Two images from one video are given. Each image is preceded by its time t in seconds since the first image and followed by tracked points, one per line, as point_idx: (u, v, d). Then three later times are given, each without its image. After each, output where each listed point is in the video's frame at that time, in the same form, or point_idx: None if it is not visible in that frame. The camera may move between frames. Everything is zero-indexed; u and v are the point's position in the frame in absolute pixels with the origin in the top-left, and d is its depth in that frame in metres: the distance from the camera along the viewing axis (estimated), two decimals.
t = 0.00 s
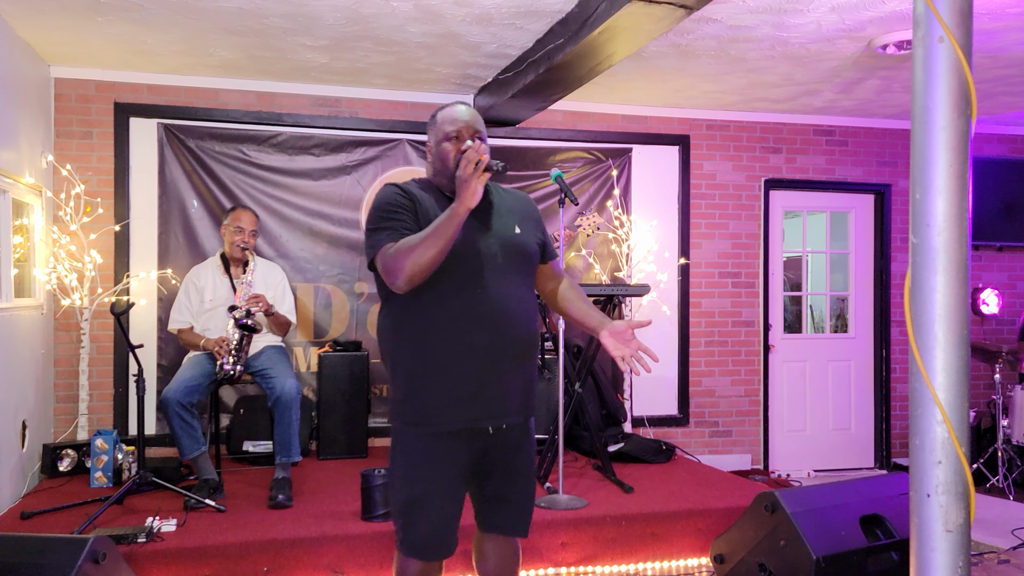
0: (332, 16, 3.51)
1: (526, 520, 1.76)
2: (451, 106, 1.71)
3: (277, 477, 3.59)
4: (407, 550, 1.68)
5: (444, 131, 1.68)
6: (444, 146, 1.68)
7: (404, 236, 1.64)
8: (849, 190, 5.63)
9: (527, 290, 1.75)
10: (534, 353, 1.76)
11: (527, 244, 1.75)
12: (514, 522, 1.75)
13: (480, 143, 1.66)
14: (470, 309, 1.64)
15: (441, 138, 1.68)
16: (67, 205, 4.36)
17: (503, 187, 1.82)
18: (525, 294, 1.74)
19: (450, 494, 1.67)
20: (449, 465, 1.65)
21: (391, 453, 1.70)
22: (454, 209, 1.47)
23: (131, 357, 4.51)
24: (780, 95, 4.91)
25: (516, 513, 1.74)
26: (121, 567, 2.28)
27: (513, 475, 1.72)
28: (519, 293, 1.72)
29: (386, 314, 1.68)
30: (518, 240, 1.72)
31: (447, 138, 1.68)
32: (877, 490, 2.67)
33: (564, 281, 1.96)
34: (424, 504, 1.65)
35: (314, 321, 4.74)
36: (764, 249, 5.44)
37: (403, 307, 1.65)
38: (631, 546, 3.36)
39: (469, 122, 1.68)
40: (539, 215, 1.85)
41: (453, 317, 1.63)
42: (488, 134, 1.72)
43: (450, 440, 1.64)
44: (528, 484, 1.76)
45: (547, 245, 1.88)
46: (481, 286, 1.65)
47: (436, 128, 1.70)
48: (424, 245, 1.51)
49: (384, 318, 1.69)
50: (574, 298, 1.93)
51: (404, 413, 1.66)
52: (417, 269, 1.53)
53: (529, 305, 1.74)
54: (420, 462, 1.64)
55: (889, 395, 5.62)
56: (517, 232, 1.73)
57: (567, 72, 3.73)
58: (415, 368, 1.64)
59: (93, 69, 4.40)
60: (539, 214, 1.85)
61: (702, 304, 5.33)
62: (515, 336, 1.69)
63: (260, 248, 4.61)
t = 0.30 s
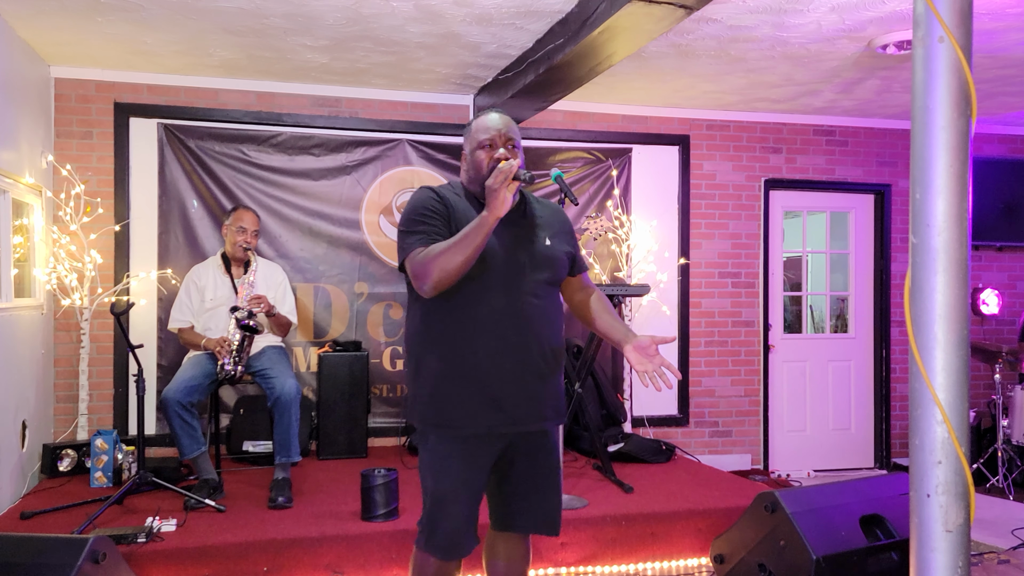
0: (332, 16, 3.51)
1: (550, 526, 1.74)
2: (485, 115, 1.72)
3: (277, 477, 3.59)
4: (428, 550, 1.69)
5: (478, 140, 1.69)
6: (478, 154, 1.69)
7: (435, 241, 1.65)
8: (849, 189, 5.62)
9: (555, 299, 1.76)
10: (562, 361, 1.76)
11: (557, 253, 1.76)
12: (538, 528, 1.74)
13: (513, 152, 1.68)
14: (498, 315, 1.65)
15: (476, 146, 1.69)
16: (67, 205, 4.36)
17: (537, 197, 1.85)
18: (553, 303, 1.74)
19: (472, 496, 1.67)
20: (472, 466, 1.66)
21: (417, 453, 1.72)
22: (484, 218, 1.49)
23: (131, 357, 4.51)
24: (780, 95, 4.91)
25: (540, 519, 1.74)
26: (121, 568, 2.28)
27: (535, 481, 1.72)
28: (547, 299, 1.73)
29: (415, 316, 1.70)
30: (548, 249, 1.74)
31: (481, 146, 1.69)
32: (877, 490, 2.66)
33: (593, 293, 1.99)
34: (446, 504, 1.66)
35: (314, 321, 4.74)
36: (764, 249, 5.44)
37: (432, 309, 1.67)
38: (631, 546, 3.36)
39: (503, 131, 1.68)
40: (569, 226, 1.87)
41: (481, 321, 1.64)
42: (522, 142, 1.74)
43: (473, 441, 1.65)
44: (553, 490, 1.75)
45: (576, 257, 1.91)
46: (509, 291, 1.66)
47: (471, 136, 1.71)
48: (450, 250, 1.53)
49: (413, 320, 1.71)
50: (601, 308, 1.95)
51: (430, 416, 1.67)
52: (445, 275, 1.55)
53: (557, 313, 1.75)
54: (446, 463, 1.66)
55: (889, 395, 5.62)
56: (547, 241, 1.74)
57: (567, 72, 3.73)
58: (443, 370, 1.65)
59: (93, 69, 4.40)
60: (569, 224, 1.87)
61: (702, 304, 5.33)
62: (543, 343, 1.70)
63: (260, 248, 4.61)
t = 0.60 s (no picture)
0: (332, 16, 3.51)
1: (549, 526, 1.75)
2: (500, 114, 1.70)
3: (277, 477, 3.59)
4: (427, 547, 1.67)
5: (492, 139, 1.67)
6: (493, 153, 1.67)
7: (444, 235, 1.65)
8: (849, 189, 5.62)
9: (563, 301, 1.76)
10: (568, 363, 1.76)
11: (568, 257, 1.77)
12: (536, 527, 1.75)
13: (528, 153, 1.66)
14: (506, 315, 1.65)
15: (490, 146, 1.68)
16: (67, 205, 4.36)
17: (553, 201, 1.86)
18: (561, 304, 1.75)
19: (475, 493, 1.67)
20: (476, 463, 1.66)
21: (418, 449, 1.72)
22: (495, 214, 1.48)
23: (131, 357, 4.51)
24: (780, 95, 4.91)
25: (539, 518, 1.74)
26: (121, 568, 2.28)
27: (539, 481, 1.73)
28: (557, 302, 1.73)
29: (422, 312, 1.70)
30: (559, 253, 1.75)
31: (495, 145, 1.67)
32: (877, 490, 2.66)
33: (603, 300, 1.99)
34: (448, 500, 1.66)
35: (314, 321, 4.74)
36: (764, 250, 5.44)
37: (440, 306, 1.67)
38: (631, 546, 3.36)
39: (518, 130, 1.66)
40: (583, 230, 1.88)
41: (490, 320, 1.64)
42: (538, 142, 1.72)
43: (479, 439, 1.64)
44: (554, 491, 1.76)
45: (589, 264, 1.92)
46: (519, 291, 1.66)
47: (486, 135, 1.69)
48: (459, 247, 1.52)
49: (420, 316, 1.71)
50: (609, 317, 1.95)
51: (434, 411, 1.67)
52: (452, 270, 1.54)
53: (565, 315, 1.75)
54: (449, 459, 1.66)
55: (889, 396, 5.62)
56: (560, 246, 1.76)
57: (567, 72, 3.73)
58: (449, 367, 1.65)
59: (93, 69, 4.40)
60: (584, 228, 1.88)
61: (702, 304, 5.33)
62: (551, 344, 1.70)
63: (260, 249, 4.61)
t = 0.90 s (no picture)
0: (332, 16, 3.51)
1: (537, 525, 1.73)
2: (488, 112, 1.69)
3: (277, 477, 3.59)
4: (411, 544, 1.68)
5: (479, 137, 1.66)
6: (479, 151, 1.66)
7: (427, 234, 1.65)
8: (849, 189, 5.62)
9: (555, 299, 1.73)
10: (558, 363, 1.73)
11: (559, 253, 1.72)
12: (523, 527, 1.73)
13: (514, 151, 1.65)
14: (490, 312, 1.63)
15: (476, 144, 1.67)
16: (67, 205, 4.36)
17: (545, 194, 1.82)
18: (552, 302, 1.71)
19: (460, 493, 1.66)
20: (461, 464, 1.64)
21: (405, 445, 1.73)
22: (475, 213, 1.46)
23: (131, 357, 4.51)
24: (780, 95, 4.91)
25: (527, 518, 1.72)
26: (121, 568, 2.28)
27: (527, 483, 1.71)
28: (547, 301, 1.70)
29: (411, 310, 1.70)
30: (549, 250, 1.71)
31: (482, 143, 1.66)
32: (878, 490, 2.66)
33: (599, 298, 1.94)
34: (431, 498, 1.66)
35: (314, 321, 4.74)
36: (764, 250, 5.44)
37: (427, 302, 1.67)
38: (631, 546, 3.36)
39: (504, 127, 1.65)
40: (578, 224, 1.83)
41: (474, 320, 1.63)
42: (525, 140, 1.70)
43: (463, 440, 1.63)
44: (543, 493, 1.74)
45: (585, 257, 1.85)
46: (506, 290, 1.64)
47: (473, 133, 1.68)
48: (438, 245, 1.51)
49: (409, 313, 1.71)
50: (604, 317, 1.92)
51: (420, 408, 1.67)
52: (432, 269, 1.54)
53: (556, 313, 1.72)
54: (433, 459, 1.65)
55: (889, 396, 5.62)
56: (548, 240, 1.71)
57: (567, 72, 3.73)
58: (435, 364, 1.64)
59: (93, 69, 4.40)
60: (581, 224, 1.85)
61: (702, 304, 5.33)
62: (538, 343, 1.67)
63: (261, 249, 4.61)
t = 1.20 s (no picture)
0: (332, 16, 3.51)
1: (522, 527, 1.69)
2: (453, 109, 1.61)
3: (277, 477, 3.59)
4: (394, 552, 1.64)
5: (442, 136, 1.59)
6: (442, 151, 1.58)
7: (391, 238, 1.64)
8: (850, 189, 5.62)
9: (526, 295, 1.70)
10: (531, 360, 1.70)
11: (525, 247, 1.69)
12: (508, 530, 1.68)
13: (479, 152, 1.57)
14: (458, 310, 1.61)
15: (440, 142, 1.59)
16: (68, 205, 4.36)
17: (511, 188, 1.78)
18: (523, 298, 1.69)
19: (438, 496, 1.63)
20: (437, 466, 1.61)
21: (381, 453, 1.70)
22: (437, 214, 1.48)
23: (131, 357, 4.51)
24: (780, 95, 4.91)
25: (511, 521, 1.68)
26: (121, 567, 2.28)
27: (509, 485, 1.67)
28: (517, 296, 1.67)
29: (379, 314, 1.68)
30: (515, 245, 1.68)
31: (445, 142, 1.59)
32: (877, 490, 2.66)
33: (569, 293, 1.89)
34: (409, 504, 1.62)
35: (314, 321, 4.74)
36: (764, 250, 5.44)
37: (395, 304, 1.65)
38: (631, 546, 3.36)
39: (468, 127, 1.58)
40: (546, 217, 1.79)
41: (442, 319, 1.61)
42: (491, 140, 1.63)
43: (437, 441, 1.61)
44: (527, 494, 1.69)
45: (555, 250, 1.80)
46: (472, 287, 1.62)
47: (437, 130, 1.61)
48: (402, 248, 1.52)
49: (377, 317, 1.69)
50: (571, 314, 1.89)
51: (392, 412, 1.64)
52: (397, 273, 1.54)
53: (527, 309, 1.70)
54: (408, 464, 1.62)
55: (889, 396, 5.62)
56: (513, 235, 1.68)
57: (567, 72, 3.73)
58: (403, 365, 1.62)
59: (94, 70, 4.40)
60: (551, 219, 1.80)
61: (702, 304, 5.33)
62: (509, 339, 1.65)
63: (260, 249, 4.61)
